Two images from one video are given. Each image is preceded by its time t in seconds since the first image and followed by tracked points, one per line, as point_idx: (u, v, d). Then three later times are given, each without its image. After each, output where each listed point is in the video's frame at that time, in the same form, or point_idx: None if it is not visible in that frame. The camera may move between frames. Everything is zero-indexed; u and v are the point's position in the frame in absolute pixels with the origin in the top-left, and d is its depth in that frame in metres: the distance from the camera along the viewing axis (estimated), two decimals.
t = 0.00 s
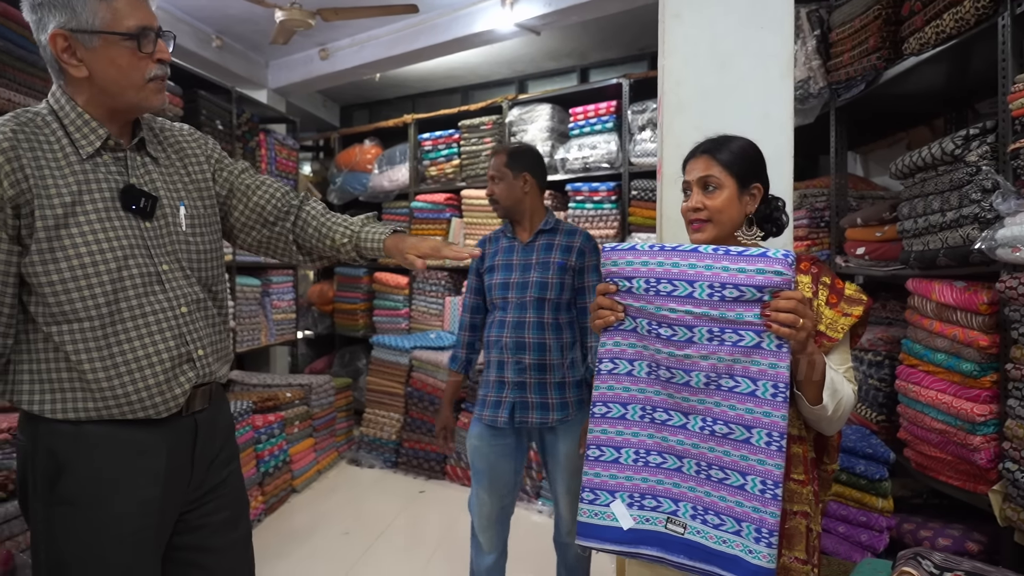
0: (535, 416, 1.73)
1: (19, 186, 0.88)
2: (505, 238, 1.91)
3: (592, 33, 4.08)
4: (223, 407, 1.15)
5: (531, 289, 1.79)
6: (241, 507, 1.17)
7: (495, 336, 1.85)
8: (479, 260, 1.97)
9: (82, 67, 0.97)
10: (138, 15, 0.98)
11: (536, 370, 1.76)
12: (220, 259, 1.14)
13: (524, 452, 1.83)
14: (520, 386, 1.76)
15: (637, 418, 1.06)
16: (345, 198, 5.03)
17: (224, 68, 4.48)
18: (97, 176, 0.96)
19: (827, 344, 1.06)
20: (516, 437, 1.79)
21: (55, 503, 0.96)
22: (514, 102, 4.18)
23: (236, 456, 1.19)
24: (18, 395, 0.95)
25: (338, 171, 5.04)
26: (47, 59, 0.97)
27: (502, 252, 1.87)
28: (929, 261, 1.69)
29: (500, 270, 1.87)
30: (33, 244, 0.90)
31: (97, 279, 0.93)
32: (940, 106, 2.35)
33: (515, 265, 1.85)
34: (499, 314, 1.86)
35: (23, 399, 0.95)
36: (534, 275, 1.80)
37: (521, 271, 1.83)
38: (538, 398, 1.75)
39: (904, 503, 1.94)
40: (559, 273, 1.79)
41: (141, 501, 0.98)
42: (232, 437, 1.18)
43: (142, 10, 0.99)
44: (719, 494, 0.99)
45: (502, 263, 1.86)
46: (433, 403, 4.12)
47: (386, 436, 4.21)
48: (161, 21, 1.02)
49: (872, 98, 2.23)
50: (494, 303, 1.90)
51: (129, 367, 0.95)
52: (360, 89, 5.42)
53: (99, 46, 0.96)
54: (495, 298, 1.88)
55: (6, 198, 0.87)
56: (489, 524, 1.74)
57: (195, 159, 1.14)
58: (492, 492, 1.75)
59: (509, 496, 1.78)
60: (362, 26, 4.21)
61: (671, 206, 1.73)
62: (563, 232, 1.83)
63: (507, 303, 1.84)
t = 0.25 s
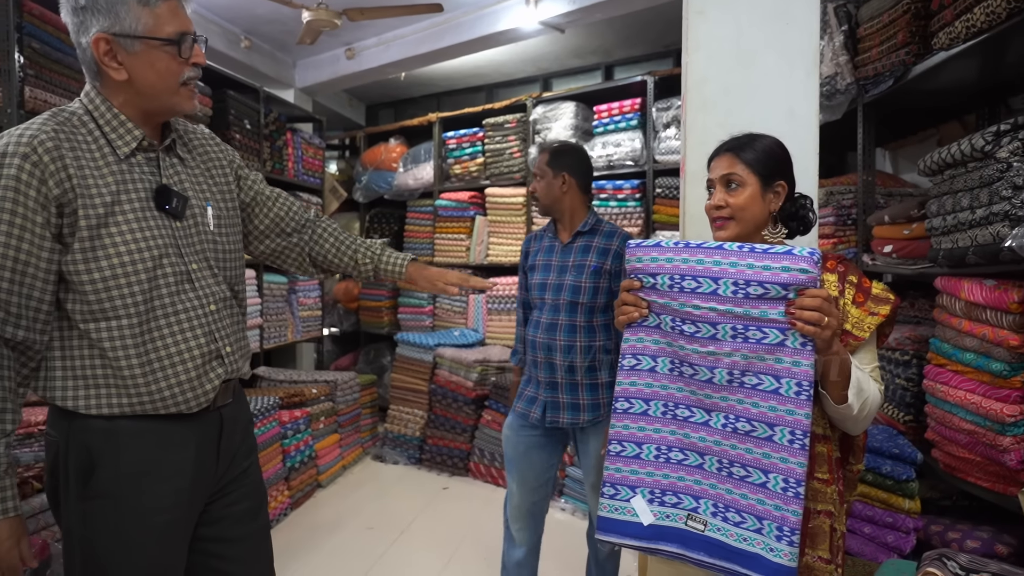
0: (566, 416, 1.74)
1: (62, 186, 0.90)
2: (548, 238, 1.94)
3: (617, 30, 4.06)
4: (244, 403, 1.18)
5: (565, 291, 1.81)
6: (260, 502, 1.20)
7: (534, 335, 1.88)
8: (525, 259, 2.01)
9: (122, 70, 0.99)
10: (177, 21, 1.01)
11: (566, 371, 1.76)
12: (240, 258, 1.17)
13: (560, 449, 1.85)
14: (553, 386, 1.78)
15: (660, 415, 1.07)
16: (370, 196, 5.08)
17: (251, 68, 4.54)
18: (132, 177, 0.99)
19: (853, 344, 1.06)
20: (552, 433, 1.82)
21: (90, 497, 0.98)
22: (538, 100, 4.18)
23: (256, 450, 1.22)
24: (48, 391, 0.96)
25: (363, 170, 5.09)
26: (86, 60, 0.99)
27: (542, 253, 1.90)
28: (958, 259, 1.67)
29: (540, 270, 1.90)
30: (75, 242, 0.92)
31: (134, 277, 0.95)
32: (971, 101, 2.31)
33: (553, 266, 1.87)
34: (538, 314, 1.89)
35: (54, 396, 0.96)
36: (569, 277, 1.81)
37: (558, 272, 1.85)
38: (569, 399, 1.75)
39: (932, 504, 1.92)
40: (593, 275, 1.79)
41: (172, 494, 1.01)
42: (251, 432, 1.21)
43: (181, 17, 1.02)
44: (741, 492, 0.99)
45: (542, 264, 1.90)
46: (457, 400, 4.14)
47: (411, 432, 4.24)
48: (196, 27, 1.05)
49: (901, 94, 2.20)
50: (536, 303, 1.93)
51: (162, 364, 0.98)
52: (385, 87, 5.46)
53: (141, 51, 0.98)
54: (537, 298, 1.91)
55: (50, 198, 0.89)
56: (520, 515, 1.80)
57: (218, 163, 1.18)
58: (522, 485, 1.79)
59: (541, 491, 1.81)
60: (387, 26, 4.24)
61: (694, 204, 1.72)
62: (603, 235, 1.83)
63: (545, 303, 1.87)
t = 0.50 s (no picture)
0: (565, 419, 1.78)
1: (86, 194, 0.90)
2: (557, 242, 1.97)
3: (622, 35, 4.08)
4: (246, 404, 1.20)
5: (567, 297, 1.82)
6: (262, 502, 1.21)
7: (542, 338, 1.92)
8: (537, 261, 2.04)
9: (141, 84, 1.00)
10: (199, 37, 1.03)
11: (565, 376, 1.78)
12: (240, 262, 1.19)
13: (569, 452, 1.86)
14: (553, 389, 1.81)
15: (668, 418, 1.08)
16: (375, 200, 5.10)
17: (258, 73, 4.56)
18: (148, 185, 0.99)
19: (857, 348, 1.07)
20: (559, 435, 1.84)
21: (103, 501, 0.99)
22: (543, 105, 4.20)
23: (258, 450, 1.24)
24: (58, 394, 0.95)
25: (369, 174, 5.11)
26: (105, 71, 0.99)
27: (550, 257, 1.93)
28: (962, 264, 1.68)
29: (548, 275, 1.93)
30: (96, 250, 0.92)
31: (151, 284, 0.96)
32: (975, 106, 2.32)
33: (560, 270, 1.89)
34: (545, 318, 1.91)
35: (65, 400, 0.95)
36: (571, 283, 1.83)
37: (563, 277, 1.87)
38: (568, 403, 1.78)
39: (936, 508, 1.93)
40: (593, 281, 1.79)
41: (182, 496, 1.02)
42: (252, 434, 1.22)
43: (202, 33, 1.04)
44: (749, 495, 1.00)
45: (550, 268, 1.92)
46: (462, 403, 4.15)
47: (416, 436, 4.25)
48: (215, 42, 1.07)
49: (905, 99, 2.21)
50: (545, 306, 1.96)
51: (176, 369, 0.99)
52: (391, 92, 5.49)
53: (162, 66, 1.00)
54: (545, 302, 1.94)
55: (75, 206, 0.88)
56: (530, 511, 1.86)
57: (222, 177, 1.20)
58: (531, 484, 1.85)
59: (549, 493, 1.82)
60: (393, 31, 4.27)
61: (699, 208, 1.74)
62: (607, 241, 1.84)
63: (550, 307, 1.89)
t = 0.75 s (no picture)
0: (554, 427, 1.77)
1: (106, 200, 0.90)
2: (545, 249, 1.96)
3: (618, 42, 4.11)
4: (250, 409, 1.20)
5: (556, 302, 1.82)
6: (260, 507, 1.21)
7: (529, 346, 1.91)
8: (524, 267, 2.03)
9: (154, 87, 1.00)
10: (215, 46, 1.03)
11: (555, 383, 1.78)
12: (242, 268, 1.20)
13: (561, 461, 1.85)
14: (542, 396, 1.81)
15: (672, 426, 1.09)
16: (371, 205, 5.10)
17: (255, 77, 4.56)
18: (162, 191, 1.00)
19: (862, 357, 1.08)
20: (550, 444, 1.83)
21: (112, 510, 0.97)
22: (539, 111, 4.22)
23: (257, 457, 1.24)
24: (70, 400, 0.95)
25: (364, 179, 5.12)
26: (119, 73, 0.99)
27: (538, 263, 1.92)
28: (957, 271, 1.70)
29: (535, 281, 1.92)
30: (114, 255, 0.92)
31: (166, 290, 0.97)
32: (968, 115, 2.35)
33: (548, 276, 1.89)
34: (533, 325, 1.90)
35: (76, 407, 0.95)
36: (561, 288, 1.82)
37: (552, 283, 1.86)
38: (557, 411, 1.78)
39: (931, 512, 1.95)
40: (583, 287, 1.79)
41: (191, 501, 1.03)
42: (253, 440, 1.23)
43: (219, 42, 1.04)
44: (753, 503, 1.01)
45: (538, 274, 1.91)
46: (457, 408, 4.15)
47: (411, 440, 4.25)
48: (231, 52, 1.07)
49: (900, 107, 2.24)
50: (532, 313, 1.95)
51: (189, 375, 1.00)
52: (387, 96, 5.50)
53: (177, 71, 1.00)
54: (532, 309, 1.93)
55: (95, 211, 0.88)
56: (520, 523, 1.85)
57: (225, 189, 1.21)
58: (520, 495, 1.84)
59: (541, 502, 1.82)
60: (390, 36, 4.28)
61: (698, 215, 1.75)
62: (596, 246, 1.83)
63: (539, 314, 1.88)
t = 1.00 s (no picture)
0: (538, 434, 1.76)
1: (127, 208, 0.91)
2: (516, 256, 1.96)
3: (604, 51, 4.15)
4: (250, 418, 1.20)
5: (534, 306, 1.81)
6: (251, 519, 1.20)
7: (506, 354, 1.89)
8: (495, 277, 2.03)
9: (169, 96, 1.00)
10: (229, 56, 1.03)
11: (537, 388, 1.77)
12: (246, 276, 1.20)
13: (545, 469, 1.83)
14: (525, 402, 1.79)
15: (689, 434, 1.10)
16: (356, 211, 5.08)
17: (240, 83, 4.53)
18: (176, 200, 1.00)
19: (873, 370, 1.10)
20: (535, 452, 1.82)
21: (120, 518, 0.97)
22: (525, 118, 4.24)
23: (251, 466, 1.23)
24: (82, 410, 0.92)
25: (349, 185, 5.10)
26: (133, 82, 0.99)
27: (511, 270, 1.92)
28: (942, 279, 1.74)
29: (510, 287, 1.91)
30: (133, 262, 0.92)
31: (183, 299, 0.96)
32: (949, 127, 2.40)
33: (523, 282, 1.89)
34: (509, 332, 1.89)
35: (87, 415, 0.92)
36: (538, 291, 1.82)
37: (528, 288, 1.86)
38: (540, 417, 1.77)
39: (916, 515, 1.98)
40: (560, 288, 1.79)
41: (198, 509, 1.03)
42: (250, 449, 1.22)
43: (233, 51, 1.04)
44: (766, 514, 1.03)
45: (512, 280, 1.91)
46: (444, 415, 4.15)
47: (397, 448, 4.23)
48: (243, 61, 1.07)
49: (884, 118, 2.29)
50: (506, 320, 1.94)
51: (202, 384, 0.99)
52: (372, 103, 5.49)
53: (192, 80, 1.00)
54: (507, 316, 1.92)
55: (116, 220, 0.89)
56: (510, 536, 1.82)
57: (230, 194, 1.21)
58: (508, 507, 1.81)
59: (530, 511, 1.81)
60: (377, 42, 4.28)
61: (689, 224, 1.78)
62: (570, 247, 1.84)
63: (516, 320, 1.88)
